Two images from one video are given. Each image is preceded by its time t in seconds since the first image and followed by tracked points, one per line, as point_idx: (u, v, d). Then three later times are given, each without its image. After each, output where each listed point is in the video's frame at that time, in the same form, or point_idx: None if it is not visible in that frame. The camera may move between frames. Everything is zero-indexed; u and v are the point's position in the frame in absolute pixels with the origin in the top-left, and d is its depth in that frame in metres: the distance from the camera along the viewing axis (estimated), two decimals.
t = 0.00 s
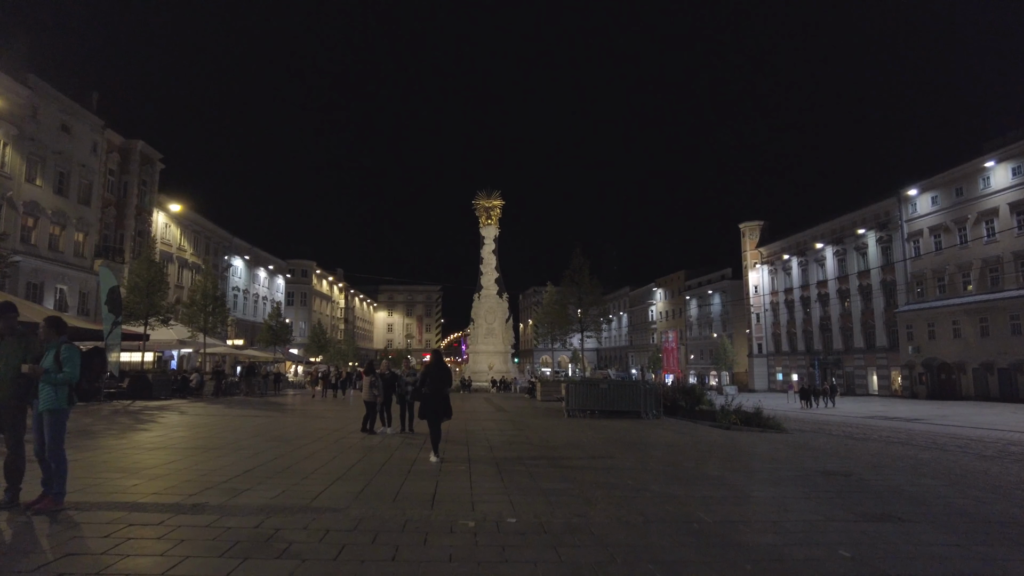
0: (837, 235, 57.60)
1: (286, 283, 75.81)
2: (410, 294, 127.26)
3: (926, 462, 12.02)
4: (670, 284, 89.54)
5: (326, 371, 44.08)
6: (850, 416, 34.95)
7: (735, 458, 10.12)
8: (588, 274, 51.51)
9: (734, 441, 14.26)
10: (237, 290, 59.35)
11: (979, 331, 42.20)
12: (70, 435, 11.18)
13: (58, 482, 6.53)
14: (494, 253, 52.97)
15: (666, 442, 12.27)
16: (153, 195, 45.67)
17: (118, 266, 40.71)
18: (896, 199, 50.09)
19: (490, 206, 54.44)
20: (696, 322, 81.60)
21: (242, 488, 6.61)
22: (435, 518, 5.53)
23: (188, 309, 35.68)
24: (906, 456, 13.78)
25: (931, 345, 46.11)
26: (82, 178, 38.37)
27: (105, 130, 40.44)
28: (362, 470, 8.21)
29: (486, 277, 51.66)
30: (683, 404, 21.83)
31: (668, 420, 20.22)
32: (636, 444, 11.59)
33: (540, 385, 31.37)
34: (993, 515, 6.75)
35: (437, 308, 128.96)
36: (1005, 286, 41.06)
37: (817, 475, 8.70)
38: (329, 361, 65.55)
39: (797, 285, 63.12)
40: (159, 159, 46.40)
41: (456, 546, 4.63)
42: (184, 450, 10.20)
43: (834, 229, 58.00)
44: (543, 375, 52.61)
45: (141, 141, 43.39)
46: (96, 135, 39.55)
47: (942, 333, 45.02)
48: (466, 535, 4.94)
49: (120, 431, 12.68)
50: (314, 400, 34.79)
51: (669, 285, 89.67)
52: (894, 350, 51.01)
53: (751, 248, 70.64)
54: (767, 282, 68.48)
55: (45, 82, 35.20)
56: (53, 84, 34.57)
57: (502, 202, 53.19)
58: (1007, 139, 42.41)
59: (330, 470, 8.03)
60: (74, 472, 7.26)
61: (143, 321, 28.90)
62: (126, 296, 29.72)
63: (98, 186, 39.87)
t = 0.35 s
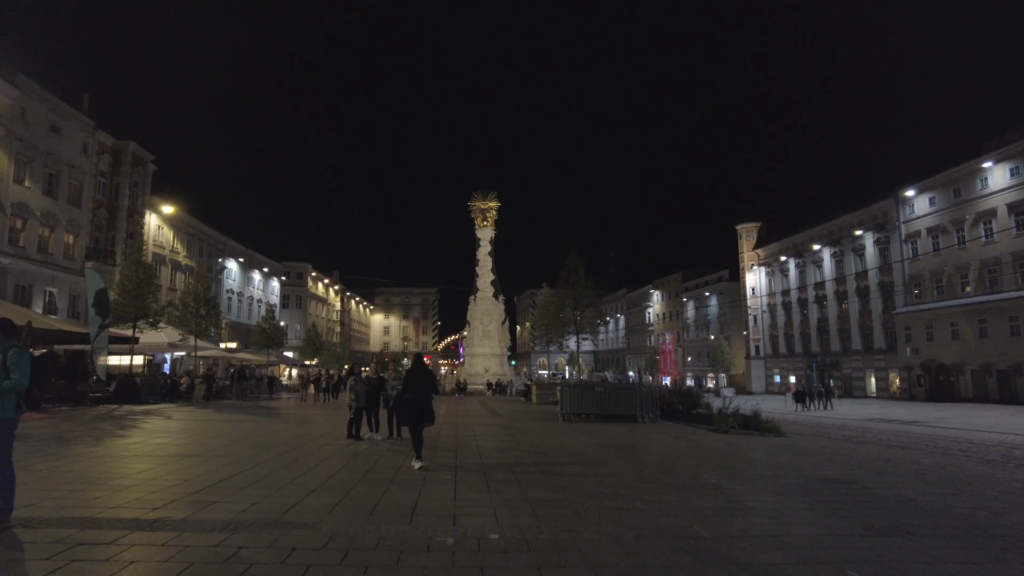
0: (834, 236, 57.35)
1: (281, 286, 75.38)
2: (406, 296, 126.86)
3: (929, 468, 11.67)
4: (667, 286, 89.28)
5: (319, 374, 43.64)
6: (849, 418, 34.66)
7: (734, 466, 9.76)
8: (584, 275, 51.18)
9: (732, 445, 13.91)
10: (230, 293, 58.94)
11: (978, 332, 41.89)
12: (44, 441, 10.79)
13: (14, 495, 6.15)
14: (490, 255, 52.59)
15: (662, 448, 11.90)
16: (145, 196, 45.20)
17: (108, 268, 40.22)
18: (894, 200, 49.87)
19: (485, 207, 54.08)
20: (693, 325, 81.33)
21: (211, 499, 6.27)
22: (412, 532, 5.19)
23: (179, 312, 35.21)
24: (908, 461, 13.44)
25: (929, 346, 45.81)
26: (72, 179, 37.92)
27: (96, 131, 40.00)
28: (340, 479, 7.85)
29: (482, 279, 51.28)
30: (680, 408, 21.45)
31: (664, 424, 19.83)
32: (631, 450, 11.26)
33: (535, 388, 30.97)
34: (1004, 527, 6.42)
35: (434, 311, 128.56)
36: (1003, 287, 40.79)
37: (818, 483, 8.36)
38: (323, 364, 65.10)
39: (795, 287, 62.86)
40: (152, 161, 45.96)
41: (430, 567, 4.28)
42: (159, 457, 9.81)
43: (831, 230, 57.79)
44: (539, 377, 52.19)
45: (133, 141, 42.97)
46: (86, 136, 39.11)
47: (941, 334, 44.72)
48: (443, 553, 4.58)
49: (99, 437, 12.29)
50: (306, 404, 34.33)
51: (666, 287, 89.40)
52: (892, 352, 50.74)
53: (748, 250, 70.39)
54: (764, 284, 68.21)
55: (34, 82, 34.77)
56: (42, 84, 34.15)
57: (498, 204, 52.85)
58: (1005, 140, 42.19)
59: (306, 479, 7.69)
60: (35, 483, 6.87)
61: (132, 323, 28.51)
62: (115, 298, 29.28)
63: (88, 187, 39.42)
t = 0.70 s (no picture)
0: (835, 236, 57.02)
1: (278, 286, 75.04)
2: (405, 297, 126.47)
3: (937, 470, 11.34)
4: (667, 287, 88.96)
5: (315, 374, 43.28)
6: (850, 419, 34.29)
7: (736, 467, 9.48)
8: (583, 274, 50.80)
9: (734, 447, 13.56)
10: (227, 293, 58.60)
11: (980, 333, 41.53)
12: (24, 442, 10.46)
13: None
14: (488, 255, 52.23)
15: (661, 449, 11.57)
16: (140, 195, 44.78)
17: (102, 267, 39.81)
18: (895, 200, 49.53)
19: (484, 207, 53.72)
20: (693, 325, 81.00)
21: (191, 500, 6.09)
22: (394, 539, 4.87)
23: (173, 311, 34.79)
24: (914, 462, 13.10)
25: (931, 347, 45.44)
26: (66, 177, 37.53)
27: (90, 128, 39.61)
28: (327, 480, 7.68)
29: (480, 279, 50.95)
30: (680, 408, 21.09)
31: (664, 424, 19.47)
32: (630, 451, 10.94)
33: (534, 388, 30.63)
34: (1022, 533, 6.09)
35: (433, 312, 128.20)
36: (1006, 287, 40.43)
37: (822, 486, 8.09)
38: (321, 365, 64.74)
39: (795, 287, 62.55)
40: (148, 159, 45.60)
41: None
42: (142, 457, 9.53)
43: (831, 231, 57.51)
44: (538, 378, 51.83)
45: (128, 139, 42.60)
46: (80, 134, 38.73)
47: (942, 335, 44.39)
48: (425, 565, 4.21)
49: (83, 437, 11.97)
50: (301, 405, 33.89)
51: (666, 288, 89.08)
52: (893, 352, 50.40)
53: (748, 251, 70.04)
54: (764, 284, 67.89)
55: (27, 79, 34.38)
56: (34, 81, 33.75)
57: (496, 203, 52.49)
58: (1007, 139, 41.84)
59: (292, 480, 7.52)
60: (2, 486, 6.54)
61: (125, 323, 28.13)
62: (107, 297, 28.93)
63: (82, 185, 39.03)
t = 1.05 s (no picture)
0: (836, 236, 56.68)
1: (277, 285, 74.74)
2: (405, 296, 126.19)
3: (947, 476, 11.03)
4: (666, 287, 88.70)
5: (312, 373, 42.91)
6: (853, 421, 33.93)
7: (740, 474, 9.15)
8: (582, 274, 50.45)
9: (737, 451, 13.24)
10: (224, 292, 58.27)
11: (983, 334, 41.19)
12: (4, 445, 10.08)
13: None
14: (487, 254, 51.86)
15: (662, 453, 11.23)
16: (137, 193, 44.41)
17: (98, 265, 39.45)
18: (897, 200, 49.19)
19: (483, 206, 53.34)
20: (693, 326, 80.72)
21: (169, 511, 5.82)
22: (378, 555, 4.57)
23: (168, 310, 34.41)
24: (922, 467, 12.79)
25: (933, 348, 45.14)
26: (61, 175, 37.18)
27: (86, 125, 39.27)
28: (309, 487, 7.41)
29: (479, 279, 50.59)
30: (681, 410, 20.74)
31: (665, 427, 19.11)
32: (632, 456, 10.62)
33: (533, 389, 30.32)
34: None
35: (432, 312, 127.91)
36: (1009, 287, 40.08)
37: (831, 495, 7.75)
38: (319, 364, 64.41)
39: (796, 287, 62.19)
40: (144, 156, 45.20)
41: None
42: (120, 462, 9.18)
43: (833, 231, 57.16)
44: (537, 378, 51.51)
45: (124, 137, 42.20)
46: (76, 131, 38.39)
47: (945, 336, 44.06)
48: None
49: (66, 440, 11.61)
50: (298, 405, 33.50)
51: (666, 288, 88.80)
52: (894, 353, 50.07)
53: (748, 251, 69.72)
54: (765, 284, 67.54)
55: (21, 75, 34.01)
56: (29, 77, 33.42)
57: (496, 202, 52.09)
58: (1011, 138, 41.48)
59: (273, 487, 7.23)
60: None
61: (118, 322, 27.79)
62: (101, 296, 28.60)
63: (78, 183, 38.68)
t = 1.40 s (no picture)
0: (836, 235, 56.39)
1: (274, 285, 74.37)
2: (403, 296, 125.76)
3: (954, 478, 10.70)
4: (666, 287, 88.34)
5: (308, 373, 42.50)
6: (853, 421, 33.60)
7: (741, 476, 8.89)
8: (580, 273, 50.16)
9: (738, 451, 12.90)
10: (221, 291, 57.89)
11: (984, 334, 40.85)
12: None
13: None
14: (485, 254, 51.52)
15: (659, 454, 10.89)
16: (132, 192, 44.02)
17: (90, 265, 39.04)
18: (897, 199, 48.89)
19: (481, 205, 52.94)
20: (692, 326, 80.37)
21: (139, 513, 5.55)
22: (353, 567, 4.21)
23: (161, 309, 34.00)
24: (927, 468, 12.48)
25: (934, 347, 44.82)
26: (53, 173, 36.78)
27: (79, 123, 38.88)
28: (285, 487, 7.30)
29: (477, 279, 50.22)
30: (681, 410, 20.37)
31: (664, 427, 18.77)
32: (629, 457, 10.30)
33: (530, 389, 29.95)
34: None
35: (431, 312, 127.49)
36: (1011, 287, 39.73)
37: (834, 497, 7.47)
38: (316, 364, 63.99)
39: (796, 286, 61.89)
40: (138, 155, 44.77)
41: None
42: (91, 463, 8.81)
43: (832, 230, 56.87)
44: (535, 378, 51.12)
45: (118, 135, 41.78)
46: (69, 129, 37.99)
47: (946, 335, 43.72)
48: None
49: (47, 440, 11.24)
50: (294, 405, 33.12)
51: (665, 287, 88.40)
52: (895, 353, 49.70)
53: (748, 250, 69.38)
54: (764, 284, 67.24)
55: (12, 72, 33.60)
56: (20, 74, 33.04)
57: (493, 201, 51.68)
58: (1012, 136, 41.16)
59: (248, 488, 6.98)
60: None
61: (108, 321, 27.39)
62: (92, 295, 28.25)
63: (70, 181, 38.28)
